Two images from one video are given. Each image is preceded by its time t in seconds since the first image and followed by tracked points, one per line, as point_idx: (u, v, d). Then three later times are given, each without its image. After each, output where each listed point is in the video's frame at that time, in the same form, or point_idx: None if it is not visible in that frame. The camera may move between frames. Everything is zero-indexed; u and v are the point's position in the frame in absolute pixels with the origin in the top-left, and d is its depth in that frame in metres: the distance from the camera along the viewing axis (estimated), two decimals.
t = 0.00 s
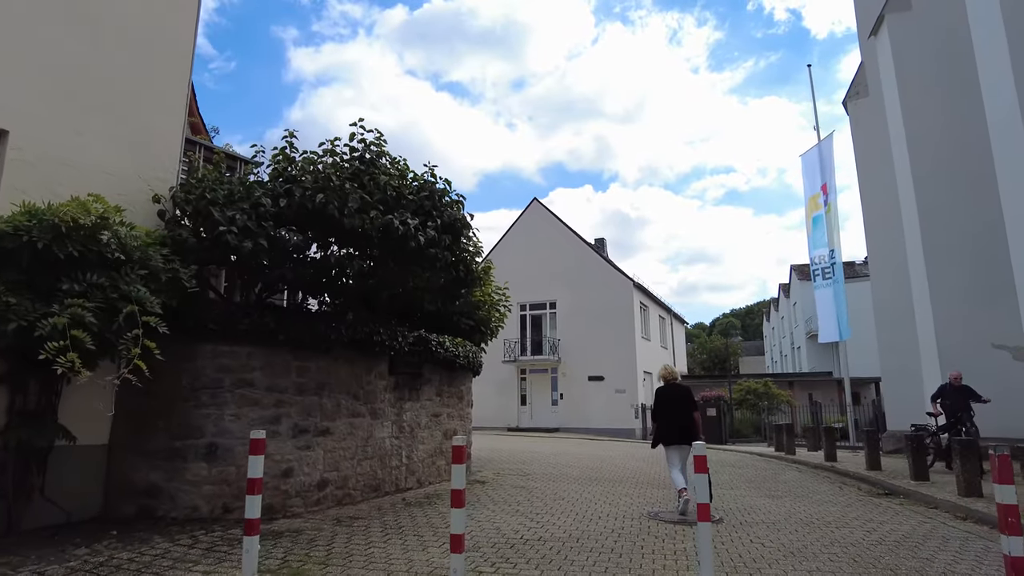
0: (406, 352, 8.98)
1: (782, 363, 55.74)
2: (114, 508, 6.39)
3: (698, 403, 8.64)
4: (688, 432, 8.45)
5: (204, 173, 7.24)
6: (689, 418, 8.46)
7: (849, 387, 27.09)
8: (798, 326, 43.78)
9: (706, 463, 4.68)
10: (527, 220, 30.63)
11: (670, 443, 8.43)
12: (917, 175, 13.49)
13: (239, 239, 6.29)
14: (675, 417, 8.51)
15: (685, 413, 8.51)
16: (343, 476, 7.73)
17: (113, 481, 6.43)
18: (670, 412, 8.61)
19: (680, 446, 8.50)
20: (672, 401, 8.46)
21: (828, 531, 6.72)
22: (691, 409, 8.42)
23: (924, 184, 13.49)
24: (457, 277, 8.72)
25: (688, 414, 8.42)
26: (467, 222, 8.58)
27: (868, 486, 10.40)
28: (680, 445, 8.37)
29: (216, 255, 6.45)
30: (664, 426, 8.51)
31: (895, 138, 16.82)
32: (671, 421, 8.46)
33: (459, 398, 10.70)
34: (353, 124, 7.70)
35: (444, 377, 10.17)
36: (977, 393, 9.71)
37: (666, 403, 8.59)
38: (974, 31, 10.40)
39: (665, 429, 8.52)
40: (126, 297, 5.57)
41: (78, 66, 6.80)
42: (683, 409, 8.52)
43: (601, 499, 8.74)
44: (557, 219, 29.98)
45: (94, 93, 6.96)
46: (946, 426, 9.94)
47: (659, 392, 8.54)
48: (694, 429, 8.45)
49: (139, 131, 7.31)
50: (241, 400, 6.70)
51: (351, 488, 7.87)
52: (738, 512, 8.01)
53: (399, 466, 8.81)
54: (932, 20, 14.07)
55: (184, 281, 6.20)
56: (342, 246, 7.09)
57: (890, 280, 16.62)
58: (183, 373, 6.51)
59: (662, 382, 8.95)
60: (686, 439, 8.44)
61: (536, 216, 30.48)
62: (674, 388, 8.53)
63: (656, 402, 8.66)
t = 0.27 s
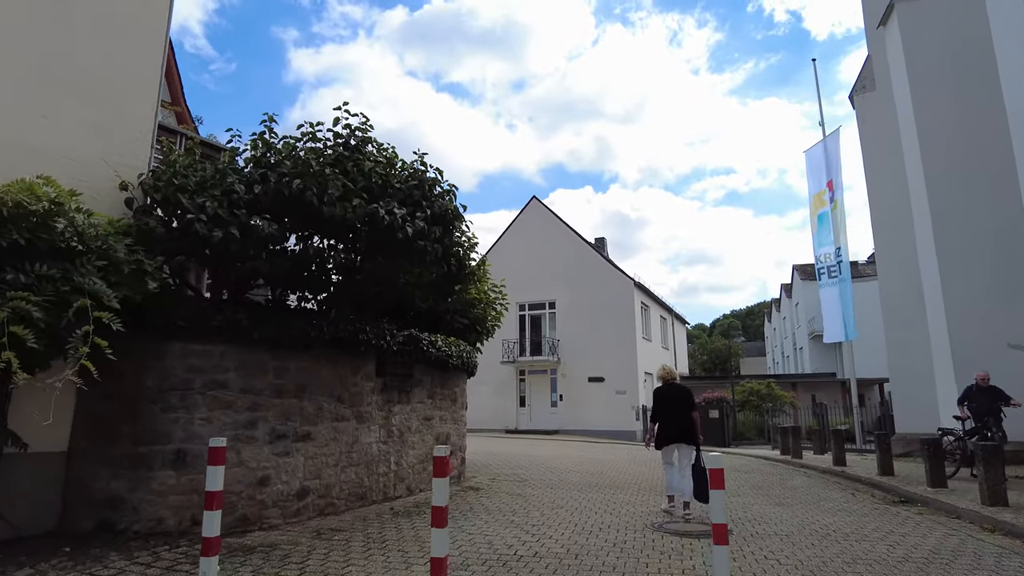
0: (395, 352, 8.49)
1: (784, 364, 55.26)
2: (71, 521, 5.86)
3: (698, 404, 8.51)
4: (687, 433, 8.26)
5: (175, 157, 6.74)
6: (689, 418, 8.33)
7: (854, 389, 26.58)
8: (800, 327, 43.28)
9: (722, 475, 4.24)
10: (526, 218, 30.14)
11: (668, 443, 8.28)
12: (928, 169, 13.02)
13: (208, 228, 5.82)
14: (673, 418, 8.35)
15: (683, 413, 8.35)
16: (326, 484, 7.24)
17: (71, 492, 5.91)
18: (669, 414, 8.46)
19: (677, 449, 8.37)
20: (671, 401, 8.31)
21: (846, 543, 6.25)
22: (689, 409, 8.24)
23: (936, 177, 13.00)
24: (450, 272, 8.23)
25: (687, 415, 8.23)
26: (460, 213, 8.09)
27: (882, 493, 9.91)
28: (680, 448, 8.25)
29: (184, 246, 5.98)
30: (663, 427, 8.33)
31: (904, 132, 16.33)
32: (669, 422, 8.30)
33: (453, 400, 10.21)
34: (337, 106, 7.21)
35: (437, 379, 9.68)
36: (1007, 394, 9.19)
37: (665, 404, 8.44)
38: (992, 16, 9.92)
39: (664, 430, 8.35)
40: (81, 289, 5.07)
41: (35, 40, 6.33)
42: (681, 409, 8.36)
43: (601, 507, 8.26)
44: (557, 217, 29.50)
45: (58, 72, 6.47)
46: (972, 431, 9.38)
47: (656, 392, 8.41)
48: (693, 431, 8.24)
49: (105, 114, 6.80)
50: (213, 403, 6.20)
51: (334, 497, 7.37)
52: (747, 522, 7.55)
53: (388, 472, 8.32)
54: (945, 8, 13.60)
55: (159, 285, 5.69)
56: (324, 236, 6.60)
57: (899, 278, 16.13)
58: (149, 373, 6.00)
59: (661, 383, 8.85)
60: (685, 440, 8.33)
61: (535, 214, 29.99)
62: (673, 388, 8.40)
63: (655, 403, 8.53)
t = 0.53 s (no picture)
0: (380, 347, 8.01)
1: (784, 363, 54.84)
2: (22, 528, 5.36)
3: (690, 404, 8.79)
4: (678, 433, 8.56)
5: (140, 135, 6.23)
6: (681, 417, 8.60)
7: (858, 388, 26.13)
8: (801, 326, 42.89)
9: (742, 484, 3.69)
10: (524, 215, 29.69)
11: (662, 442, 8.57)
12: (939, 158, 12.55)
13: (172, 209, 5.31)
14: (665, 416, 8.72)
15: (675, 412, 8.64)
16: (305, 487, 6.76)
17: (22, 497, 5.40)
18: (662, 413, 8.75)
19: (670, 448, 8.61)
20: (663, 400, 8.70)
21: (864, 550, 5.79)
22: (681, 410, 8.48)
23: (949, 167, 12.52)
24: (439, 262, 7.74)
25: (680, 414, 8.52)
26: (450, 199, 7.62)
27: (895, 495, 9.45)
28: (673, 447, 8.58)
29: (145, 229, 5.45)
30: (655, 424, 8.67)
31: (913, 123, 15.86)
32: (660, 419, 8.67)
33: (446, 398, 9.75)
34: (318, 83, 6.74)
35: (427, 376, 9.20)
36: None
37: (657, 403, 8.81)
38: None
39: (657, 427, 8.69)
40: (24, 274, 4.59)
41: None
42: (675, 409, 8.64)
43: (600, 510, 7.82)
44: (555, 213, 29.07)
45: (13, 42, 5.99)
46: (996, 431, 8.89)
47: (649, 391, 8.81)
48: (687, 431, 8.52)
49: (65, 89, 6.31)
50: (179, 400, 5.72)
51: (314, 501, 6.89)
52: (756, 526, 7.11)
53: (374, 474, 7.86)
54: None
55: (126, 276, 5.18)
56: (300, 219, 6.11)
57: (907, 273, 15.66)
58: (109, 367, 5.51)
59: (656, 385, 9.21)
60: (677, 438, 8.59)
61: (534, 211, 29.53)
62: (666, 388, 8.81)
63: (648, 403, 8.91)
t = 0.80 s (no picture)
0: (366, 344, 7.49)
1: (786, 363, 54.34)
2: None
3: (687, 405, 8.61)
4: (676, 432, 8.37)
5: (100, 116, 5.72)
6: (678, 418, 8.43)
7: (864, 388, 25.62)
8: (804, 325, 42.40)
9: (775, 509, 3.33)
10: (523, 212, 29.22)
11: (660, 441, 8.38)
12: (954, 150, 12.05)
13: (129, 192, 4.78)
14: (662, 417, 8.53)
15: (672, 413, 8.46)
16: (282, 497, 6.26)
17: None
18: (658, 415, 8.57)
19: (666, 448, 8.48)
20: (659, 401, 8.51)
21: (890, 567, 5.26)
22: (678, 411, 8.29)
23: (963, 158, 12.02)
24: (429, 255, 7.26)
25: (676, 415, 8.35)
26: (439, 187, 7.15)
27: (912, 501, 8.94)
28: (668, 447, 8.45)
29: (100, 214, 4.92)
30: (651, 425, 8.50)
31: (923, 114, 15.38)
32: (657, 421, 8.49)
33: (438, 400, 9.25)
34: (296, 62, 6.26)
35: (419, 376, 8.70)
36: None
37: (654, 404, 8.63)
38: None
39: (653, 428, 8.52)
40: None
41: None
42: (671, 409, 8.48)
43: (601, 520, 7.34)
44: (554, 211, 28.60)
45: None
46: None
47: (646, 392, 8.62)
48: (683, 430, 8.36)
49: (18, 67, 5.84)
50: (141, 403, 5.22)
51: (292, 511, 6.39)
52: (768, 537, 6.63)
53: (359, 481, 7.36)
54: None
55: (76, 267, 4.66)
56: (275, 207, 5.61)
57: (916, 269, 15.18)
58: (62, 368, 5.01)
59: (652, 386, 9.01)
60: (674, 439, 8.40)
61: (533, 209, 29.05)
62: (663, 388, 8.62)
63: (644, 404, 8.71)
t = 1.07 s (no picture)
0: (350, 335, 6.99)
1: (789, 361, 53.83)
2: None
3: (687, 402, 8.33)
4: (674, 430, 8.10)
5: (55, 83, 5.20)
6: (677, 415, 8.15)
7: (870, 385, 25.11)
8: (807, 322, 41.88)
9: (825, 522, 2.99)
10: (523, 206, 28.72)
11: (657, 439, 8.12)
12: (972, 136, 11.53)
13: (77, 162, 4.27)
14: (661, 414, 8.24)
15: (671, 410, 8.18)
16: (257, 499, 5.79)
17: None
18: (657, 411, 8.28)
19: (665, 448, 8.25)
20: (658, 397, 8.23)
21: None
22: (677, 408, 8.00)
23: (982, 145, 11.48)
24: (418, 239, 6.77)
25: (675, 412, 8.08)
26: (430, 169, 6.66)
27: (932, 504, 8.45)
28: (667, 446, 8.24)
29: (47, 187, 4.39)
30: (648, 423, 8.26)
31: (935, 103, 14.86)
32: (655, 418, 8.20)
33: (431, 396, 8.76)
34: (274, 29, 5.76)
35: (410, 371, 8.22)
36: None
37: (652, 401, 8.37)
38: None
39: (651, 425, 8.24)
40: None
41: None
42: (669, 406, 8.22)
43: (601, 525, 6.88)
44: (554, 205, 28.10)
45: None
46: None
47: (645, 388, 8.34)
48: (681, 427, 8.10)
49: None
50: (96, 397, 4.72)
51: (269, 515, 5.91)
52: (780, 545, 6.16)
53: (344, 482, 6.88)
54: None
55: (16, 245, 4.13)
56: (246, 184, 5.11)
57: (929, 263, 14.67)
58: (7, 358, 4.54)
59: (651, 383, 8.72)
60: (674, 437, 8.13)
61: (533, 203, 28.55)
62: (661, 384, 8.34)
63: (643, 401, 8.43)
